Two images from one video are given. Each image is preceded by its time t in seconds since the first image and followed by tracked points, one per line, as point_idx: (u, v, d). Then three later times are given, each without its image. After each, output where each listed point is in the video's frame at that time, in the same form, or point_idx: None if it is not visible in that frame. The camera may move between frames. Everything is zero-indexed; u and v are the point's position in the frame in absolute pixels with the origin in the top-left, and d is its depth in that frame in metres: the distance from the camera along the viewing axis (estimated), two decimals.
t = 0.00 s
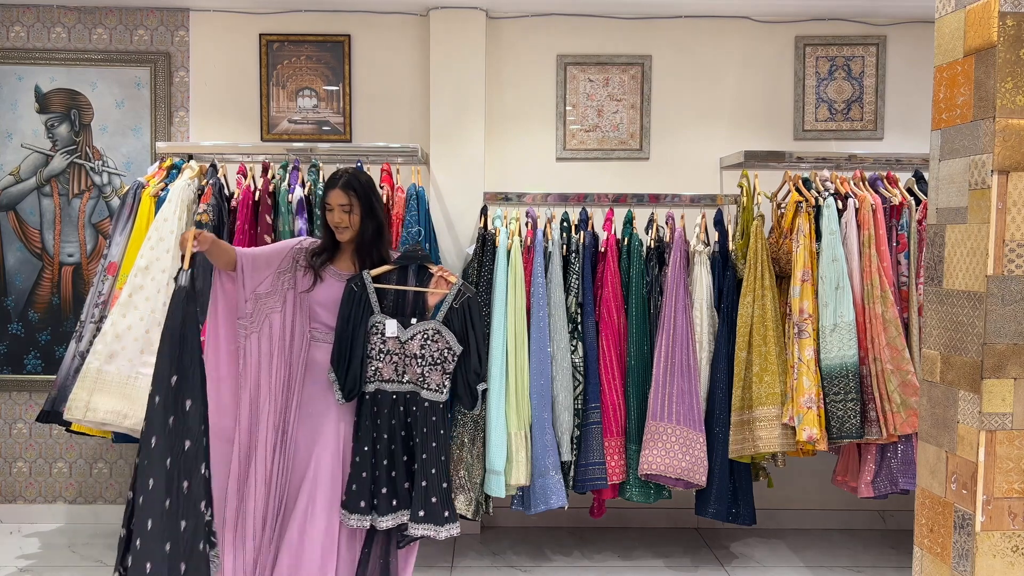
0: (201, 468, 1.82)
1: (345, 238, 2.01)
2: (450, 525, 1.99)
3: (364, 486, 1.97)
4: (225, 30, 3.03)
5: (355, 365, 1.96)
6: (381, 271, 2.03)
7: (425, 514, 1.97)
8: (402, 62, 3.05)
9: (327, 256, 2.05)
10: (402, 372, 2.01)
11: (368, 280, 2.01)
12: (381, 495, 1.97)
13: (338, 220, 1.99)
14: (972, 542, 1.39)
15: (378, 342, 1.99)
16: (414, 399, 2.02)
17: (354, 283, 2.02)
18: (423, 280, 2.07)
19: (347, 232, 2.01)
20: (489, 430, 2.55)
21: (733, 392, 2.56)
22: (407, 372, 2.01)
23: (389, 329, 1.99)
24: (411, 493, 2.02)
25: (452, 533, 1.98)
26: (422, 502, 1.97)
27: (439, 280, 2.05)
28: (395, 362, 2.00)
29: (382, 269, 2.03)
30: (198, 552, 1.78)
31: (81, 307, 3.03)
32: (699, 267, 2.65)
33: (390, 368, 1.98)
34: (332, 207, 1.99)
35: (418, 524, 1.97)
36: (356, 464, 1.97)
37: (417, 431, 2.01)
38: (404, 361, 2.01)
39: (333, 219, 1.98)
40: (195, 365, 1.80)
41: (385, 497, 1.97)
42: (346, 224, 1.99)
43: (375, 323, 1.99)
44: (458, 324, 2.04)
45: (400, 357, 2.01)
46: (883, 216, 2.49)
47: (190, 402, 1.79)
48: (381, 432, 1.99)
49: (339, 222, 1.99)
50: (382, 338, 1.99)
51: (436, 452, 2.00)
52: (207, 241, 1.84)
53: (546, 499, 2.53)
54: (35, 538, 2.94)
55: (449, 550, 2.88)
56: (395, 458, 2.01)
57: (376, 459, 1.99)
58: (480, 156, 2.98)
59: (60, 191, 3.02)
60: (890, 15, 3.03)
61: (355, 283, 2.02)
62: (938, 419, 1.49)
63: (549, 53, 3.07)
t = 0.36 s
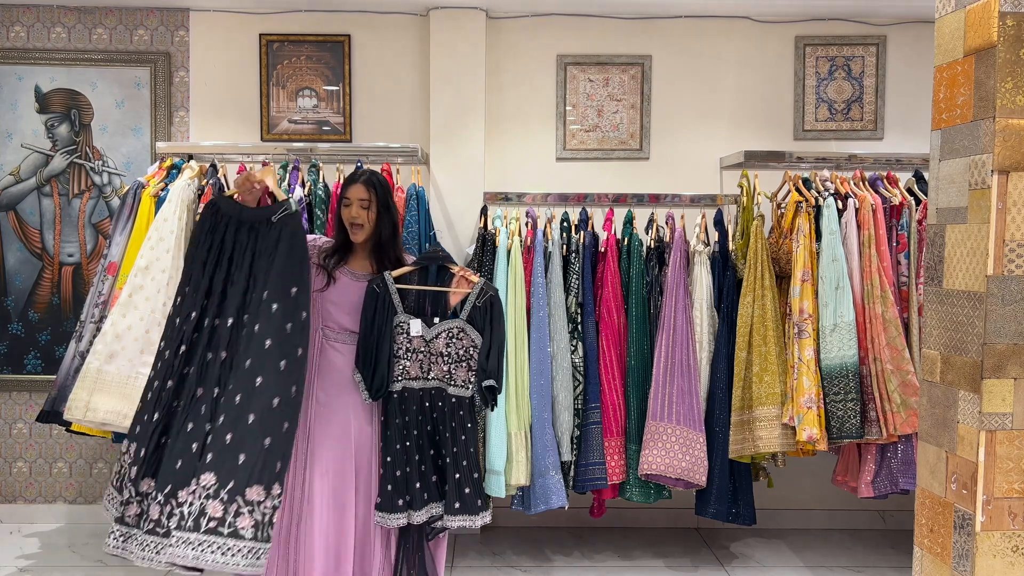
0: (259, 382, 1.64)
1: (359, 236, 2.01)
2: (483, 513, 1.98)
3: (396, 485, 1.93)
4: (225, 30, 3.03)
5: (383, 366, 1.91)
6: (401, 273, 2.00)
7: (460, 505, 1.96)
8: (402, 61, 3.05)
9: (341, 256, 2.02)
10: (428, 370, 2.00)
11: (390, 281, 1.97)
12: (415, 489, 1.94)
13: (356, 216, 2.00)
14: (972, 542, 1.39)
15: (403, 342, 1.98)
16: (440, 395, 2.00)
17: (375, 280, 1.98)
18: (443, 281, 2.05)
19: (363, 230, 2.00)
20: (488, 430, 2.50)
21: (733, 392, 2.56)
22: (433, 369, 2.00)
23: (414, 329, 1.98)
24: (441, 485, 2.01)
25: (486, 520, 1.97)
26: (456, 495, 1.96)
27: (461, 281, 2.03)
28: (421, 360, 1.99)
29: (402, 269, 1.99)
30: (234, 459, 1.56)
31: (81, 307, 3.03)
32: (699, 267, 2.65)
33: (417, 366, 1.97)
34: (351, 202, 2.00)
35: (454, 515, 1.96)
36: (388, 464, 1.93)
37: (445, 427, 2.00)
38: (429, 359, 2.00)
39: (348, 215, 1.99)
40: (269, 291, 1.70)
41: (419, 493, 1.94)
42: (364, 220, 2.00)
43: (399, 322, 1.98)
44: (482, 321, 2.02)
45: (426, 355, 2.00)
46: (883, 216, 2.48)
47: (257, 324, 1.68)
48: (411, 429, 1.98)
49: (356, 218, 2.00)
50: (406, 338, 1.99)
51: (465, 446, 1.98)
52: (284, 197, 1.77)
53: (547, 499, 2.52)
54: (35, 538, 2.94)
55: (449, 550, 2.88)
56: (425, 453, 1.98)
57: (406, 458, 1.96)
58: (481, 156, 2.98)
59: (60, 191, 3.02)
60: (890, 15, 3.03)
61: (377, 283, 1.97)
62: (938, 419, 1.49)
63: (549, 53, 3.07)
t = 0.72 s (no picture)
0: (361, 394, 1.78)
1: (371, 230, 2.02)
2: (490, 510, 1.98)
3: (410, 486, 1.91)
4: (225, 29, 3.03)
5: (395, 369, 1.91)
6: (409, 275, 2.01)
7: (472, 503, 1.96)
8: (402, 62, 3.05)
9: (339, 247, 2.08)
10: (438, 371, 1.99)
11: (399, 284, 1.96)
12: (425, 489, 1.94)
13: (373, 209, 2.03)
14: (972, 542, 1.39)
15: (413, 344, 1.95)
16: (449, 396, 2.00)
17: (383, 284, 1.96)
18: (451, 282, 2.04)
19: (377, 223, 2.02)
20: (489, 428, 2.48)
21: (733, 392, 2.56)
22: (444, 370, 1.99)
23: (423, 331, 1.96)
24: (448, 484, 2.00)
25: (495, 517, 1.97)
26: (467, 492, 1.96)
27: (467, 283, 2.03)
28: (432, 362, 1.98)
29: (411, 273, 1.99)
30: (356, 466, 1.74)
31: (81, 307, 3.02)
32: (699, 267, 2.65)
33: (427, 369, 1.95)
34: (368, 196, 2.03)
35: (466, 513, 1.95)
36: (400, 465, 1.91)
37: (455, 427, 1.99)
38: (439, 360, 1.98)
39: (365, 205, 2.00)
40: (349, 312, 1.82)
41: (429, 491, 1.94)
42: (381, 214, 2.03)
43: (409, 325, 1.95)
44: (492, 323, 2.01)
45: (436, 357, 1.99)
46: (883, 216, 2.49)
47: (346, 342, 1.80)
48: (420, 431, 1.95)
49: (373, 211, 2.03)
50: (416, 341, 1.96)
51: (475, 445, 1.97)
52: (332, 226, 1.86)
53: (547, 499, 2.51)
54: (35, 538, 2.94)
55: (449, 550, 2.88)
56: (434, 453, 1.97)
57: (417, 460, 1.94)
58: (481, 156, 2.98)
59: (60, 191, 3.02)
60: (890, 15, 3.03)
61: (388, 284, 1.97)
62: (938, 419, 1.50)
63: (549, 53, 3.07)
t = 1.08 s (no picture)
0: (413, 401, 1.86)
1: (371, 235, 2.07)
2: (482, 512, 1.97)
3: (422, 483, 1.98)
4: (225, 29, 3.03)
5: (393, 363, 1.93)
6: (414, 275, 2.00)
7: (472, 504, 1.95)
8: (402, 62, 3.05)
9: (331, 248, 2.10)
10: (440, 370, 1.98)
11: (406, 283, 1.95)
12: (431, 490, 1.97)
13: (376, 214, 2.05)
14: (972, 542, 1.39)
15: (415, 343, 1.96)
16: (450, 395, 1.98)
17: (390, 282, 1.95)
18: (456, 283, 2.03)
19: (377, 228, 2.07)
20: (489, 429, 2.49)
21: (733, 392, 2.56)
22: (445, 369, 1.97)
23: (426, 330, 1.96)
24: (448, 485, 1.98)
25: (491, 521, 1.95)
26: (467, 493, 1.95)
27: (473, 283, 2.00)
28: (433, 360, 1.97)
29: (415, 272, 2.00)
30: (425, 463, 1.84)
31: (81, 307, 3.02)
32: (699, 267, 2.65)
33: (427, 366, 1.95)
34: (371, 201, 2.06)
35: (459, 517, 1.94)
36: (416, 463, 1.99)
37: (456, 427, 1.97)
38: (441, 359, 1.97)
39: (369, 211, 2.04)
40: (382, 327, 1.87)
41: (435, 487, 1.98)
42: (384, 218, 2.06)
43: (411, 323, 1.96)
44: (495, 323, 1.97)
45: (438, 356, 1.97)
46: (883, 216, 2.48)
47: (387, 355, 1.86)
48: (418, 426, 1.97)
49: (377, 216, 2.06)
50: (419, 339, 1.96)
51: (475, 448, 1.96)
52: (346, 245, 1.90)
53: (547, 499, 2.51)
54: (35, 538, 2.94)
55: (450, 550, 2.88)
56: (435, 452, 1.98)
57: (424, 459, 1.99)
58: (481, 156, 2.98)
59: (60, 191, 3.02)
60: (890, 15, 3.03)
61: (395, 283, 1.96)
62: (938, 419, 1.50)
63: (549, 53, 3.07)
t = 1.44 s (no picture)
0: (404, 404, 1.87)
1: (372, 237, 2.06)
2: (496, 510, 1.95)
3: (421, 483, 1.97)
4: (224, 29, 3.03)
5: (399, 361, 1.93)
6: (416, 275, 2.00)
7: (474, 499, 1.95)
8: (402, 62, 3.05)
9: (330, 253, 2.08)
10: (444, 369, 1.98)
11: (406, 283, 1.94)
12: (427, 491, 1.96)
13: (376, 216, 2.05)
14: (972, 542, 1.39)
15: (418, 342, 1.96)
16: (454, 393, 1.98)
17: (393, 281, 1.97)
18: (457, 283, 2.03)
19: (377, 230, 2.06)
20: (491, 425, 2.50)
21: (733, 392, 2.56)
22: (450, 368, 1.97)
23: (428, 330, 1.96)
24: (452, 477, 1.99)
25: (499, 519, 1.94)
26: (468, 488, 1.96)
27: (473, 283, 2.01)
28: (437, 359, 1.97)
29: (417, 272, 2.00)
30: (411, 466, 1.85)
31: (81, 307, 3.02)
32: (699, 267, 2.65)
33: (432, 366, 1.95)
34: (371, 202, 2.05)
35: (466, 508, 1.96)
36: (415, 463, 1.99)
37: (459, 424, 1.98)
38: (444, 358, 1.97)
39: (369, 213, 2.03)
40: (379, 331, 1.88)
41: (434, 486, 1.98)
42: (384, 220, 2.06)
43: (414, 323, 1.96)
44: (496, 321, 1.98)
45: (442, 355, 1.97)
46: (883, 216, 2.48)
47: (381, 359, 1.87)
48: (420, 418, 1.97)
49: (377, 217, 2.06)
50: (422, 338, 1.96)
51: (478, 444, 1.95)
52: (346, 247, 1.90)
53: (547, 499, 2.51)
54: (35, 538, 2.94)
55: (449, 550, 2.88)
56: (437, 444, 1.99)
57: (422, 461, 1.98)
58: (481, 156, 2.98)
59: (60, 191, 3.02)
60: (889, 15, 3.03)
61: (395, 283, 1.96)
62: (938, 419, 1.50)
63: (549, 53, 3.07)
